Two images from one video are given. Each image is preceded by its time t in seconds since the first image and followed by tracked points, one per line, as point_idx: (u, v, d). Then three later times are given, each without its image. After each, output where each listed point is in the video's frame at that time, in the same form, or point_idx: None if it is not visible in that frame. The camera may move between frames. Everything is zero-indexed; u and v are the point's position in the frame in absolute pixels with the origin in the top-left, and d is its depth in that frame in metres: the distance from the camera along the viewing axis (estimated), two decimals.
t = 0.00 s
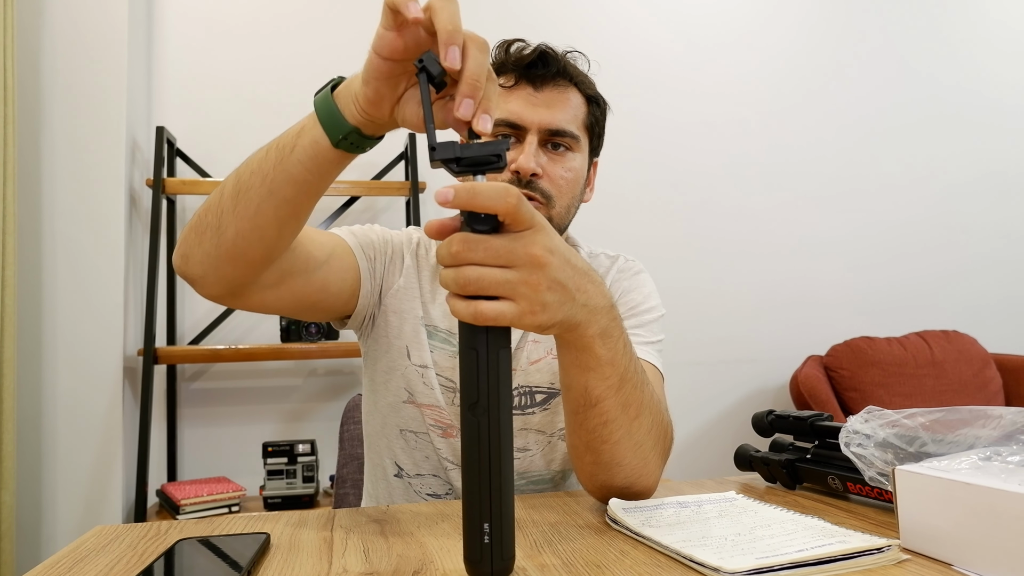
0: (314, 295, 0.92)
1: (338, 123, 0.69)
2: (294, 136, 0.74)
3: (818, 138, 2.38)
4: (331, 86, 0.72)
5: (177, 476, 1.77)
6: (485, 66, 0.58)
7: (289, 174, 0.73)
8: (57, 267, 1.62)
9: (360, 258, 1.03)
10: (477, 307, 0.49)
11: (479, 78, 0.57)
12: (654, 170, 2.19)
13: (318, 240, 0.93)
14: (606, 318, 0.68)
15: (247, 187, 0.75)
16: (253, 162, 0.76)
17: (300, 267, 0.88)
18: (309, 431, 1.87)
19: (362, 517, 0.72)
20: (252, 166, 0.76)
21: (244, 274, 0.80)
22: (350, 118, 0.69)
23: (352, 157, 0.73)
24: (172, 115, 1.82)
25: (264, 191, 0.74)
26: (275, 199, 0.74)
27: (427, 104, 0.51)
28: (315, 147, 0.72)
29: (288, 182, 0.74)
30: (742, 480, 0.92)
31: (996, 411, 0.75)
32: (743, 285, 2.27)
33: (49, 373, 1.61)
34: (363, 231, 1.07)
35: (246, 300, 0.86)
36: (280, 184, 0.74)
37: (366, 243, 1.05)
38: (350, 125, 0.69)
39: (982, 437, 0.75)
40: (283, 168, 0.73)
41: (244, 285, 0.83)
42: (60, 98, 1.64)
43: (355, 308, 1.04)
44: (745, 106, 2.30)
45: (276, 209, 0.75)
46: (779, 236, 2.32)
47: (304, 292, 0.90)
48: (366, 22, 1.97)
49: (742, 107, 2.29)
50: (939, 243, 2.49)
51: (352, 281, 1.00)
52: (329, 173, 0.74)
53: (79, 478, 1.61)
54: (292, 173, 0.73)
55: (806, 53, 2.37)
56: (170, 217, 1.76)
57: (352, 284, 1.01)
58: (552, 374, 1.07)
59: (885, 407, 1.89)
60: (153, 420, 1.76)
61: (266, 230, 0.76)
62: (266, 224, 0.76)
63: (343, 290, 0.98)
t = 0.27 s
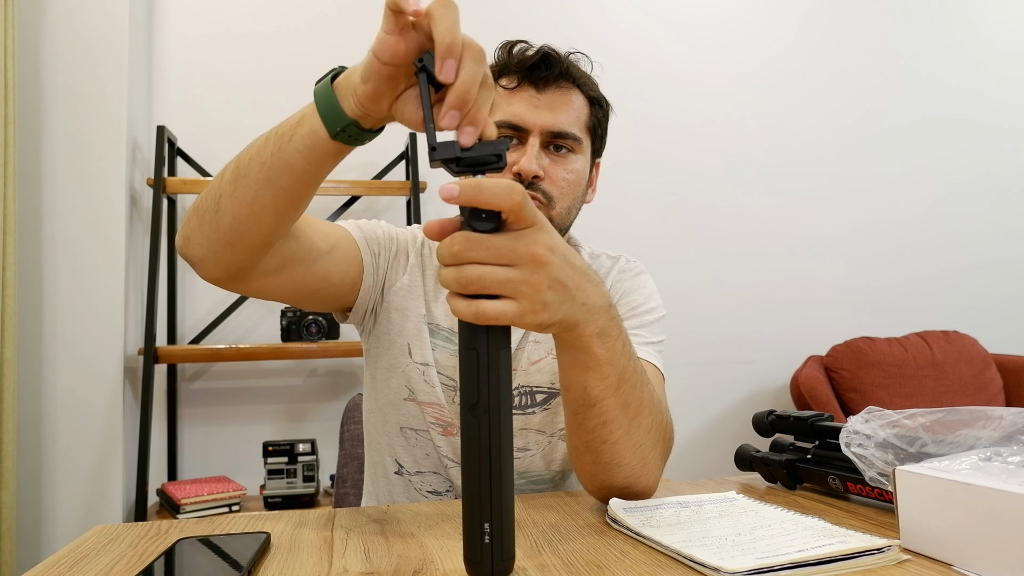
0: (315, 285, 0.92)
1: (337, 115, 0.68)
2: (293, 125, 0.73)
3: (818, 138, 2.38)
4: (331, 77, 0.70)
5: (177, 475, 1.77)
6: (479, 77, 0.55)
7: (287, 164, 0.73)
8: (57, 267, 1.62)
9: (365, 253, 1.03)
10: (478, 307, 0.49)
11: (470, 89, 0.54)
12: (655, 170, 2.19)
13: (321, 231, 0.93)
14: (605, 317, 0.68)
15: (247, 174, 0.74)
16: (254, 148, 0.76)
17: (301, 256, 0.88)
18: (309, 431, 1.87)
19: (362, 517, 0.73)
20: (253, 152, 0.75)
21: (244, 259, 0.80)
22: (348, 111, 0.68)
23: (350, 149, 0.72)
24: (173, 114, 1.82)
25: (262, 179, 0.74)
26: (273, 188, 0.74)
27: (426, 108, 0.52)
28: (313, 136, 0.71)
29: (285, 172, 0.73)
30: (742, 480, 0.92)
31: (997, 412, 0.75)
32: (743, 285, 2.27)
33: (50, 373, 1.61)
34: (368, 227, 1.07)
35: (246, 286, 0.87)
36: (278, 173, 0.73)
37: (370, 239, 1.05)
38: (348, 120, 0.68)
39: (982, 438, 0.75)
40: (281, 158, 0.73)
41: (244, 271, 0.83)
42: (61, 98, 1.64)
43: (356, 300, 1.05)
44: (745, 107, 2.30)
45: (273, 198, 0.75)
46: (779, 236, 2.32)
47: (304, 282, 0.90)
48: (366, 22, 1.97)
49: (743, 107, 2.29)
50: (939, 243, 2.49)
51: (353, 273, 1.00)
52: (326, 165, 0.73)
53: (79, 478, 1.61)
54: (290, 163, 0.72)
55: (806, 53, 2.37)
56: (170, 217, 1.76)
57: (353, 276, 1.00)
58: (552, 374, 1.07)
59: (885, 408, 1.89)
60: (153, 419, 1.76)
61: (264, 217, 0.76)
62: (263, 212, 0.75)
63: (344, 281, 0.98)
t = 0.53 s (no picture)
0: (313, 281, 0.92)
1: (327, 104, 0.68)
2: (287, 116, 0.73)
3: (818, 138, 2.38)
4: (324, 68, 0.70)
5: (178, 474, 1.77)
6: (479, 73, 0.56)
7: (281, 156, 0.73)
8: (57, 266, 1.62)
9: (364, 250, 1.03)
10: (479, 306, 0.49)
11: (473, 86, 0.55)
12: (655, 170, 2.19)
13: (320, 227, 0.93)
14: (604, 317, 0.68)
15: (241, 166, 0.75)
16: (249, 141, 0.76)
17: (298, 251, 0.88)
18: (310, 431, 1.87)
19: (363, 516, 0.73)
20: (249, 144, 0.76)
21: (241, 253, 0.81)
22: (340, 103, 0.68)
23: (343, 142, 0.72)
24: (173, 114, 1.82)
25: (256, 171, 0.74)
26: (266, 180, 0.74)
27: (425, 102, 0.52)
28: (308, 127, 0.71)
29: (279, 163, 0.73)
30: (742, 480, 0.92)
31: (997, 411, 0.75)
32: (743, 285, 2.27)
33: (50, 372, 1.61)
34: (368, 225, 1.06)
35: (243, 281, 0.87)
36: (272, 165, 0.73)
37: (370, 238, 1.05)
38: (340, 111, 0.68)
39: (983, 437, 0.75)
40: (275, 150, 0.73)
41: (240, 266, 0.83)
42: (61, 97, 1.64)
43: (356, 299, 1.04)
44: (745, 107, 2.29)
45: (268, 190, 0.75)
46: (779, 235, 2.32)
47: (301, 277, 0.90)
48: (367, 22, 1.96)
49: (743, 107, 2.29)
50: (940, 243, 2.49)
51: (353, 271, 1.00)
52: (319, 157, 0.73)
53: (80, 477, 1.62)
54: (284, 154, 0.72)
55: (806, 53, 2.37)
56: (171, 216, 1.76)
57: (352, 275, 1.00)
58: (552, 373, 1.07)
59: (886, 407, 1.89)
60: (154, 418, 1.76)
61: (260, 209, 0.76)
62: (258, 205, 0.76)
63: (344, 278, 0.98)
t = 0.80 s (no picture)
0: (313, 282, 0.92)
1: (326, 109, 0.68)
2: (283, 120, 0.73)
3: (819, 138, 2.38)
4: (318, 70, 0.70)
5: (178, 473, 1.77)
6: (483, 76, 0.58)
7: (279, 160, 0.73)
8: (58, 265, 1.62)
9: (364, 250, 1.03)
10: (478, 305, 0.49)
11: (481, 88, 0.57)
12: (655, 169, 2.19)
13: (319, 228, 0.93)
14: (603, 316, 0.68)
15: (238, 170, 0.75)
16: (245, 144, 0.76)
17: (298, 252, 0.88)
18: (310, 430, 1.87)
19: (363, 515, 0.73)
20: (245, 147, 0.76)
21: (242, 255, 0.81)
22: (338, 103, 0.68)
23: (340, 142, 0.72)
24: (173, 113, 1.82)
25: (253, 175, 0.74)
26: (264, 184, 0.74)
27: (426, 99, 0.51)
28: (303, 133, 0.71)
29: (275, 167, 0.73)
30: (743, 480, 0.92)
31: (998, 411, 0.75)
32: (744, 284, 2.27)
33: (51, 371, 1.61)
34: (368, 225, 1.06)
35: (243, 283, 0.87)
36: (270, 170, 0.73)
37: (370, 238, 1.05)
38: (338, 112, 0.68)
39: (983, 437, 0.75)
40: (272, 155, 0.73)
41: (240, 268, 0.83)
42: (61, 96, 1.64)
43: (355, 299, 1.05)
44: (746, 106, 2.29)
45: (266, 193, 0.75)
46: (780, 235, 2.32)
47: (302, 279, 0.90)
48: (367, 21, 1.96)
49: (743, 106, 2.29)
50: (940, 243, 2.49)
51: (352, 272, 1.00)
52: (317, 159, 0.73)
53: (81, 476, 1.62)
54: (282, 159, 0.73)
55: (807, 52, 2.37)
56: (171, 215, 1.76)
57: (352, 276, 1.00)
58: (552, 373, 1.07)
59: (886, 407, 1.89)
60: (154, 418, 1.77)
61: (259, 212, 0.76)
62: (257, 208, 0.76)
63: (343, 279, 0.98)
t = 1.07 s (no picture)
0: (313, 283, 0.92)
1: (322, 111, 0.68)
2: (281, 123, 0.73)
3: (819, 138, 2.38)
4: (316, 72, 0.70)
5: (177, 472, 1.77)
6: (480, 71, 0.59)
7: (278, 163, 0.73)
8: (58, 264, 1.62)
9: (364, 250, 1.03)
10: (482, 305, 0.49)
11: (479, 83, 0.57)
12: (655, 169, 2.19)
13: (318, 229, 0.93)
14: (605, 316, 0.68)
15: (236, 173, 0.75)
16: (244, 146, 0.76)
17: (296, 254, 0.88)
18: (310, 429, 1.87)
19: (362, 515, 0.73)
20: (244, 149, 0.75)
21: (242, 256, 0.81)
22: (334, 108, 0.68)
23: (339, 145, 0.72)
24: (173, 112, 1.82)
25: (252, 178, 0.74)
26: (263, 187, 0.74)
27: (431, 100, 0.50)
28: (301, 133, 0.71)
29: (274, 170, 0.73)
30: (742, 480, 0.92)
31: (997, 411, 0.75)
32: (744, 284, 2.27)
33: (51, 369, 1.61)
34: (367, 225, 1.06)
35: (242, 284, 0.87)
36: (268, 173, 0.73)
37: (370, 238, 1.05)
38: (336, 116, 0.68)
39: (982, 437, 0.75)
40: (270, 157, 0.73)
41: (239, 269, 0.83)
42: (61, 94, 1.64)
43: (355, 298, 1.05)
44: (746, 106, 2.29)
45: (264, 195, 0.75)
46: (780, 235, 2.32)
47: (302, 279, 0.90)
48: (367, 20, 1.96)
49: (743, 106, 2.29)
50: (940, 243, 2.49)
51: (352, 272, 1.00)
52: (316, 161, 0.73)
53: (80, 475, 1.62)
54: (280, 162, 0.73)
55: (807, 52, 2.37)
56: (171, 214, 1.76)
57: (352, 277, 1.00)
58: (552, 373, 1.07)
59: (886, 407, 1.89)
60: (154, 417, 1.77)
61: (258, 214, 0.76)
62: (255, 211, 0.76)
63: (343, 280, 0.98)
